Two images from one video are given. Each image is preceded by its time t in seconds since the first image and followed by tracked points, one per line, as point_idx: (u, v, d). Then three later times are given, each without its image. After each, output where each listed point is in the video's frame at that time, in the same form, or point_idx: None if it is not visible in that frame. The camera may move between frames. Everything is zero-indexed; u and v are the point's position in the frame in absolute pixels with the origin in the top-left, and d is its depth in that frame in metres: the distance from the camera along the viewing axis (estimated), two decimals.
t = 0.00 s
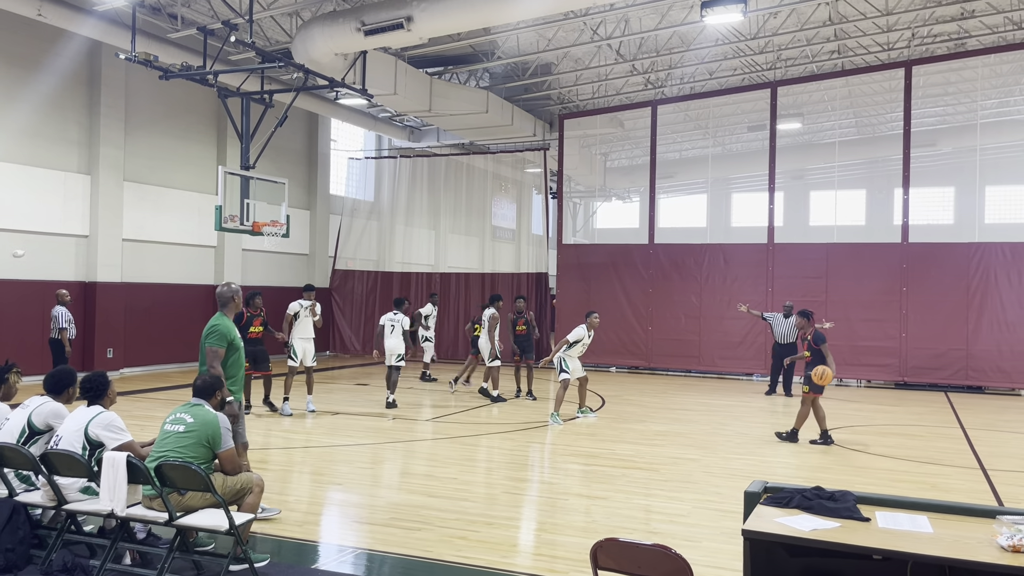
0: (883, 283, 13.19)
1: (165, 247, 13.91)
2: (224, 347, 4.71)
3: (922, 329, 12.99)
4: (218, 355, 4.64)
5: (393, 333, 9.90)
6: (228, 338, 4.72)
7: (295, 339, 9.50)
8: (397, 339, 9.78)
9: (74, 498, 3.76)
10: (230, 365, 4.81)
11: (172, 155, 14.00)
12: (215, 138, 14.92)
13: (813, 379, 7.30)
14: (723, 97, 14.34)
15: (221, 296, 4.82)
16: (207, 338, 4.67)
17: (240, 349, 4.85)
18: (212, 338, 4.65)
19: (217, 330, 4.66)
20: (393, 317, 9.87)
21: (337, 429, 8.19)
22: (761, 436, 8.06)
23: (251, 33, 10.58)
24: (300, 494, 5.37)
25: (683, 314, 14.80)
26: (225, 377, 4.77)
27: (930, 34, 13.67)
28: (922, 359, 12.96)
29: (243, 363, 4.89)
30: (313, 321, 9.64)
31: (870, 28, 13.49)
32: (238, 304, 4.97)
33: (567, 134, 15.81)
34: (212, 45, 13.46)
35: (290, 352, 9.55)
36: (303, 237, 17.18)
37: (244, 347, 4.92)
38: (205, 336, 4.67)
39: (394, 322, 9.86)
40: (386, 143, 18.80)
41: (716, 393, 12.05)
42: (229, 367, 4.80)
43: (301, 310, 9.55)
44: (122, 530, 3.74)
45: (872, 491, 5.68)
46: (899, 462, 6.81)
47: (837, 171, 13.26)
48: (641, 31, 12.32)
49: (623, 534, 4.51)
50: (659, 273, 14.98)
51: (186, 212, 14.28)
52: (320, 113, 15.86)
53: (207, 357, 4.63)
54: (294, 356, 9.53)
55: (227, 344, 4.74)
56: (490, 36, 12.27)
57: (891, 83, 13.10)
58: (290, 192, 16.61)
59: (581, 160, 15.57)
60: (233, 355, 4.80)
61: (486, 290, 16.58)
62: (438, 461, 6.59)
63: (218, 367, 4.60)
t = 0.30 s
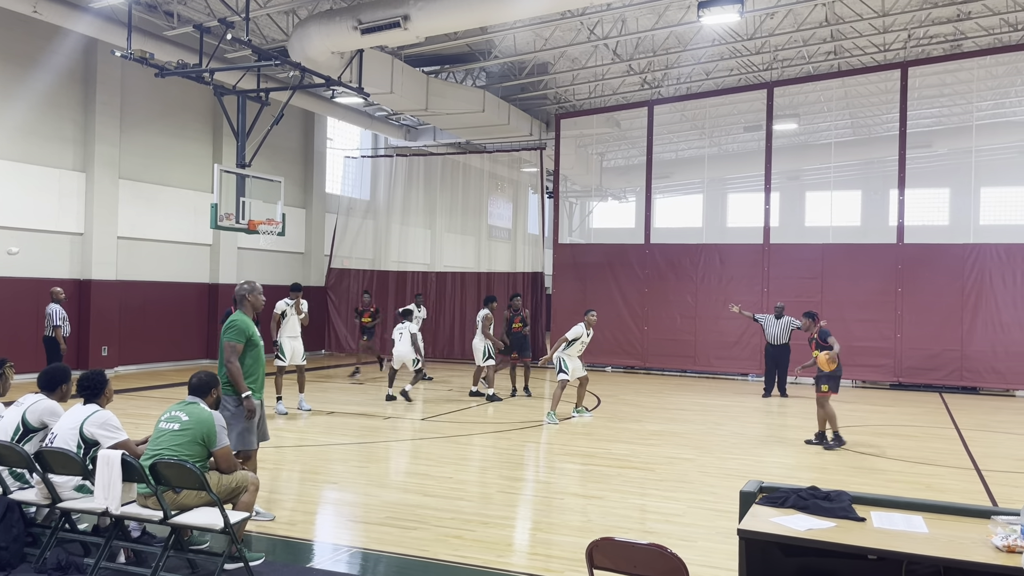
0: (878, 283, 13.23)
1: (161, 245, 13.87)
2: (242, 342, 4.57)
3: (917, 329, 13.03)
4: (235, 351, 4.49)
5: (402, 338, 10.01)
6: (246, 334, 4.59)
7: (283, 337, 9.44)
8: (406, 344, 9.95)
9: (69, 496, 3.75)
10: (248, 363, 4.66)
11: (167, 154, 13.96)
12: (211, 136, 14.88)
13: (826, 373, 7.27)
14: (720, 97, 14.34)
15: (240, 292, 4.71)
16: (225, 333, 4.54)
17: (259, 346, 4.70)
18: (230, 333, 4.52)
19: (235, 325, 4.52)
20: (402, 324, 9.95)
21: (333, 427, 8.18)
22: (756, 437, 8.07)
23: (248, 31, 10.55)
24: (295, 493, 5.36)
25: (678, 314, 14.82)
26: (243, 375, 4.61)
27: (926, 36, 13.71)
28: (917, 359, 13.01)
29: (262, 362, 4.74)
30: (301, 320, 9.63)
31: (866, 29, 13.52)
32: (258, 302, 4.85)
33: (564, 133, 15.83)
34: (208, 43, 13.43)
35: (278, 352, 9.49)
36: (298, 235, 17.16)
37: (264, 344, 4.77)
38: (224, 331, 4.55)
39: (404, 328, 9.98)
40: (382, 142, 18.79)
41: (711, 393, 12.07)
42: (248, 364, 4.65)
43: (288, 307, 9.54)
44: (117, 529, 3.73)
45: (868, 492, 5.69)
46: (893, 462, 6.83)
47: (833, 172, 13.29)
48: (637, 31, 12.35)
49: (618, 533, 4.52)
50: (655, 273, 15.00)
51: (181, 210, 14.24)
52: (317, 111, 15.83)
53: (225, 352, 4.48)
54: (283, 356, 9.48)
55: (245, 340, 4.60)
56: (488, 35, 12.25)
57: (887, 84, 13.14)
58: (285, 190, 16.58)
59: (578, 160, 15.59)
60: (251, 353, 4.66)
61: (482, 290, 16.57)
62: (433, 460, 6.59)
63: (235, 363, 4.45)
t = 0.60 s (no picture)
0: (875, 283, 13.26)
1: (158, 242, 13.85)
2: (263, 342, 4.40)
3: (913, 329, 13.07)
4: (256, 351, 4.33)
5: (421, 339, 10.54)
6: (267, 333, 4.42)
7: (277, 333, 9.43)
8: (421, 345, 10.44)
9: (65, 492, 3.74)
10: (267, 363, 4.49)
11: (164, 150, 13.92)
12: (209, 133, 14.85)
13: (844, 378, 7.23)
14: (717, 97, 14.35)
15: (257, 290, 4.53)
16: (246, 332, 4.36)
17: (277, 346, 4.54)
18: (251, 332, 4.34)
19: (257, 324, 4.35)
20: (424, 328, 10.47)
21: (329, 425, 8.18)
22: (753, 436, 8.08)
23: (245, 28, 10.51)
24: (291, 490, 5.36)
25: (675, 313, 14.84)
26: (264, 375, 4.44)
27: (923, 36, 13.73)
28: (913, 359, 13.05)
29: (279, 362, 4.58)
30: (293, 318, 9.61)
31: (864, 29, 13.54)
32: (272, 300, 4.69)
33: (562, 132, 15.83)
34: (205, 39, 13.40)
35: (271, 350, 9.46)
36: (295, 233, 17.15)
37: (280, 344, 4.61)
38: (244, 330, 4.36)
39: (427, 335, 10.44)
40: (380, 140, 18.77)
41: (707, 392, 12.07)
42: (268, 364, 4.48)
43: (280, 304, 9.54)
44: (113, 525, 3.72)
45: (864, 491, 5.70)
46: (889, 462, 6.85)
47: (830, 172, 13.30)
48: (636, 30, 12.35)
49: (614, 531, 4.53)
50: (652, 272, 15.01)
51: (178, 207, 14.21)
52: (315, 109, 15.81)
53: (247, 352, 4.32)
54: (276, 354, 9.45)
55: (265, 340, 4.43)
56: (486, 33, 12.24)
57: (885, 84, 13.15)
58: (282, 188, 16.55)
59: (575, 159, 15.61)
60: (270, 352, 4.49)
61: (479, 288, 16.56)
62: (429, 457, 6.59)
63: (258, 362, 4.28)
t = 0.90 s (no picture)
0: (874, 283, 13.26)
1: (157, 240, 13.84)
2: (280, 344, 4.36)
3: (912, 329, 13.07)
4: (276, 353, 4.29)
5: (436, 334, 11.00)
6: (284, 335, 4.38)
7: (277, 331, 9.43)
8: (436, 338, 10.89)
9: (64, 490, 3.74)
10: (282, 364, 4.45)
11: (163, 148, 13.90)
12: (208, 131, 14.84)
13: (848, 378, 7.25)
14: (717, 96, 14.35)
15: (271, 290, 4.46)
16: (264, 333, 4.30)
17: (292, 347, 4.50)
18: (270, 334, 4.29)
19: (277, 326, 4.31)
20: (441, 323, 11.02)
21: (328, 423, 8.17)
22: (751, 435, 8.08)
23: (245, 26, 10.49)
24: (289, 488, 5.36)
25: (675, 313, 14.84)
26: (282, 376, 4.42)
27: (923, 37, 13.73)
28: (912, 359, 13.05)
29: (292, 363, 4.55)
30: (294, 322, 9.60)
31: (863, 29, 13.54)
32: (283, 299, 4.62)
33: (561, 131, 15.84)
34: (205, 37, 13.40)
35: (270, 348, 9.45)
36: (294, 231, 17.14)
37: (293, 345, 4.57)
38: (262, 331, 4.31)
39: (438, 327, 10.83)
40: (379, 138, 18.76)
41: (706, 391, 12.07)
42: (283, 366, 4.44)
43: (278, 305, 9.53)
44: (111, 522, 3.72)
45: (863, 490, 5.70)
46: (887, 462, 6.86)
47: (829, 172, 13.30)
48: (635, 29, 12.35)
49: (612, 530, 4.53)
50: (651, 272, 15.02)
51: (177, 205, 14.19)
52: (314, 107, 15.79)
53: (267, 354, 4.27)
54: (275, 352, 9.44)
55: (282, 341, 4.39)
56: (486, 32, 12.23)
57: (884, 84, 13.14)
58: (282, 186, 16.54)
59: (575, 158, 15.62)
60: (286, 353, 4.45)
61: (479, 287, 16.54)
62: (428, 456, 6.59)
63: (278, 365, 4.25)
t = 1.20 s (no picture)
0: (874, 282, 13.26)
1: (158, 237, 13.84)
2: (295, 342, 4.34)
3: (912, 329, 13.07)
4: (292, 351, 4.27)
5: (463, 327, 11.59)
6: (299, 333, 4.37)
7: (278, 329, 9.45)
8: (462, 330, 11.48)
9: (64, 487, 3.74)
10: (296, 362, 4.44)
11: (165, 145, 13.90)
12: (209, 129, 14.84)
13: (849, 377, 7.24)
14: (718, 96, 14.32)
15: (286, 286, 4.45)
16: (280, 332, 4.28)
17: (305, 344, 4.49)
18: (286, 333, 4.28)
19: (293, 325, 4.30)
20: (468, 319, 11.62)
21: (328, 421, 8.17)
22: (751, 435, 8.08)
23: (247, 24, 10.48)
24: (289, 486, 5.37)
25: (675, 312, 14.84)
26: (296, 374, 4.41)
27: (925, 36, 13.73)
28: (912, 359, 13.05)
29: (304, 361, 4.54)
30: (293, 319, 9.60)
31: (865, 29, 13.54)
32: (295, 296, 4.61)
33: (562, 130, 15.85)
34: (206, 35, 13.40)
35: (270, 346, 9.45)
36: (295, 229, 17.14)
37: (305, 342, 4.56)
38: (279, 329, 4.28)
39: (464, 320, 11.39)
40: (380, 137, 18.76)
41: (706, 391, 12.07)
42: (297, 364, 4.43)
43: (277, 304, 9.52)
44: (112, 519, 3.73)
45: (862, 490, 5.71)
46: (887, 461, 6.86)
47: (830, 171, 13.29)
48: (637, 28, 12.33)
49: (612, 529, 4.54)
50: (652, 271, 15.02)
51: (178, 203, 14.19)
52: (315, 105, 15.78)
53: (284, 353, 4.24)
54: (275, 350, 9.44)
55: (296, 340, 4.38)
56: (487, 31, 12.22)
57: (885, 84, 13.13)
58: (282, 184, 16.55)
59: (576, 157, 15.63)
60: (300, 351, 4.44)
61: (479, 286, 16.53)
62: (428, 454, 6.59)
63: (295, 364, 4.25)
